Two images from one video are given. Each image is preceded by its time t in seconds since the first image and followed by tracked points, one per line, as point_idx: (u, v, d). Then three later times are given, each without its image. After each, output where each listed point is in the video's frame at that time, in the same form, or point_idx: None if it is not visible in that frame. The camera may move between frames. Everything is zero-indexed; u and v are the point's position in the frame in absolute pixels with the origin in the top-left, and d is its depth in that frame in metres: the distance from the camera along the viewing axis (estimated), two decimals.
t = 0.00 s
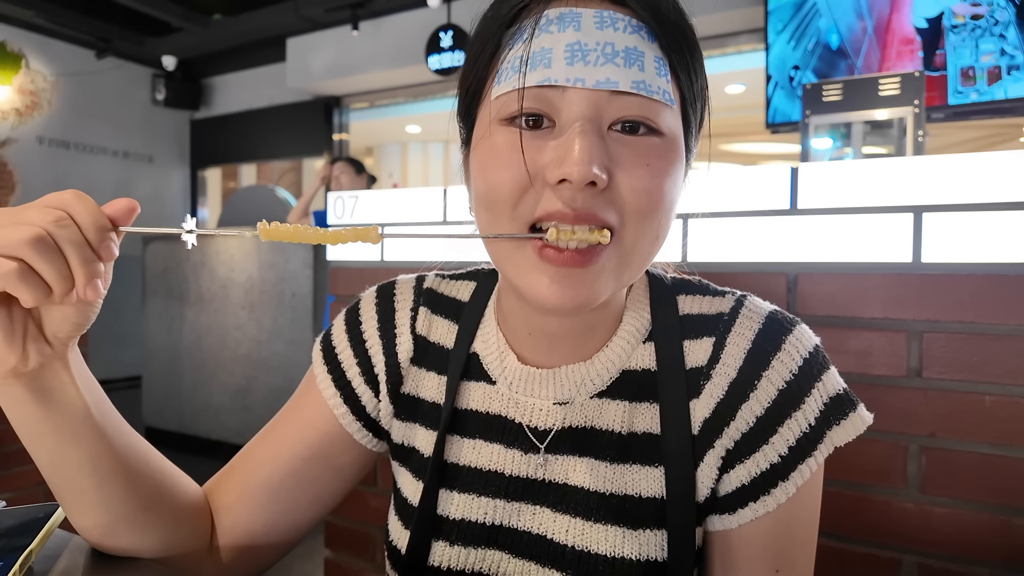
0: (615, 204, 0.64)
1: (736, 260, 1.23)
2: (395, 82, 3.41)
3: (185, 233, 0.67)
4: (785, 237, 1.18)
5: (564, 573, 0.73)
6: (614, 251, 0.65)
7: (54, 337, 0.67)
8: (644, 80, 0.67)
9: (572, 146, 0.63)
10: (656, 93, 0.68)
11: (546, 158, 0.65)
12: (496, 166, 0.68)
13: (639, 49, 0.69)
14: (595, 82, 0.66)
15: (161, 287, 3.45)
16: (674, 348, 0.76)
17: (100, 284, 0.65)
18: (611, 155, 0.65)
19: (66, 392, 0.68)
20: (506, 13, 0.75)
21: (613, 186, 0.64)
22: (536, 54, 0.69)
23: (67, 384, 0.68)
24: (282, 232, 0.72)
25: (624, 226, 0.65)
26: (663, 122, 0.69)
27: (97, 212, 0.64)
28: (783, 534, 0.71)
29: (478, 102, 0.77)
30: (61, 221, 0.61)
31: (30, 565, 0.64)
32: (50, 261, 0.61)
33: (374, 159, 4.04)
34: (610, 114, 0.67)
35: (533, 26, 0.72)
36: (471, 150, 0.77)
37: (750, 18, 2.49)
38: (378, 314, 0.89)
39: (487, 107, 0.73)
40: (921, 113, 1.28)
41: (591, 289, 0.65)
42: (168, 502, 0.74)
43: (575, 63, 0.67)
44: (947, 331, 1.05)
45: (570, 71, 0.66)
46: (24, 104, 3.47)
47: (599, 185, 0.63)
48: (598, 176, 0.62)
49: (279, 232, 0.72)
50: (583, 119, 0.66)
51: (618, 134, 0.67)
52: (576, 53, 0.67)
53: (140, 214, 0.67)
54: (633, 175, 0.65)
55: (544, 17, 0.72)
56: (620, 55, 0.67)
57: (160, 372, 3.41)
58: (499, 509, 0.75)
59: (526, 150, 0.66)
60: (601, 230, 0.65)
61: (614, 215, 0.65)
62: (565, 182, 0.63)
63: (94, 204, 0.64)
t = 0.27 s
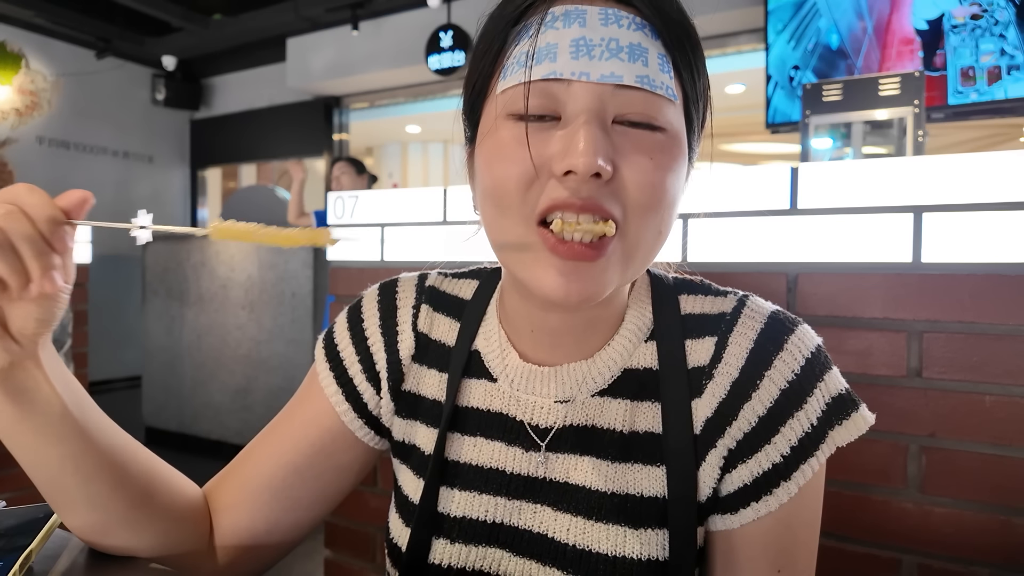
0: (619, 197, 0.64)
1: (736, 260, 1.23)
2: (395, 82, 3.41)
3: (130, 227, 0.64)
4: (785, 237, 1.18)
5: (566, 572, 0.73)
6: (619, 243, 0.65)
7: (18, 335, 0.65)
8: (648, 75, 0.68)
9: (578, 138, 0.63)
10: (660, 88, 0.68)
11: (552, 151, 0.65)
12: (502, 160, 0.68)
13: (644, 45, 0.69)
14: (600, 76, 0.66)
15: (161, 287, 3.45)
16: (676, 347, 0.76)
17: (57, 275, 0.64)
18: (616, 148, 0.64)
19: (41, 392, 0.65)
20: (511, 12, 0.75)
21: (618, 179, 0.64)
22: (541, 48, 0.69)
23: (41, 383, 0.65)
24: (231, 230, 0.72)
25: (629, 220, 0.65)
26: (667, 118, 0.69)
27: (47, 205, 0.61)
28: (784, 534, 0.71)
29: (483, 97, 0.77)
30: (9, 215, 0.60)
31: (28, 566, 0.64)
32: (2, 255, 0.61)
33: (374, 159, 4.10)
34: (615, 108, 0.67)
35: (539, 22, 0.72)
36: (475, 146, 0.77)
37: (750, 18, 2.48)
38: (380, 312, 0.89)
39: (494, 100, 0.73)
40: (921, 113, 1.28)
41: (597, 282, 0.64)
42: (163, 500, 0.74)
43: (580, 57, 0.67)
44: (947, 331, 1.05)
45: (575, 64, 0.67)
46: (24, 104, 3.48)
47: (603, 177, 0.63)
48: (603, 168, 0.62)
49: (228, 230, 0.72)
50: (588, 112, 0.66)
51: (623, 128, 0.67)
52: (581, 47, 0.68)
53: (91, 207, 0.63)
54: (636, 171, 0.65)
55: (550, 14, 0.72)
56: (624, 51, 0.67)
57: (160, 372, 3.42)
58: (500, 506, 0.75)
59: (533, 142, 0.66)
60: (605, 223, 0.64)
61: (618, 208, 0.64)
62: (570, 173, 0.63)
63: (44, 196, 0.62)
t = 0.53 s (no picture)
0: (622, 157, 0.63)
1: (736, 260, 1.23)
2: (395, 82, 3.40)
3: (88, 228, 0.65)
4: (784, 237, 1.18)
5: (568, 571, 0.73)
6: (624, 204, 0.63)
7: None
8: (639, 46, 0.69)
9: (576, 100, 0.64)
10: (650, 57, 0.69)
11: (552, 117, 0.65)
12: (505, 137, 0.67)
13: (633, 25, 0.71)
14: (594, 45, 0.67)
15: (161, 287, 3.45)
16: (679, 345, 0.76)
17: None
18: (613, 110, 0.65)
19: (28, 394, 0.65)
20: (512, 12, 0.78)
21: (619, 138, 0.63)
22: (536, 28, 0.70)
23: (25, 386, 0.65)
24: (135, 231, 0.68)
25: (634, 179, 0.63)
26: (659, 89, 0.70)
27: None
28: (788, 535, 0.71)
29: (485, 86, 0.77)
30: None
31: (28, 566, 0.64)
32: None
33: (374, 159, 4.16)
34: (611, 77, 0.68)
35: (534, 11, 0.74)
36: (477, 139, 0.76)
37: (751, 18, 2.48)
38: (382, 310, 0.89)
39: (494, 85, 0.74)
40: (920, 113, 1.28)
41: (606, 245, 0.62)
42: (161, 500, 0.74)
43: (574, 31, 0.68)
44: (947, 331, 1.05)
45: (570, 37, 0.68)
46: (23, 104, 3.48)
47: (603, 134, 0.62)
48: (601, 124, 0.62)
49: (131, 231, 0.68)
50: (585, 79, 0.66)
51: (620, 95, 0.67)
52: (574, 24, 0.69)
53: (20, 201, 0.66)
54: (637, 130, 0.64)
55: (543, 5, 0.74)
56: (615, 26, 0.69)
57: (160, 372, 3.42)
58: (502, 505, 0.75)
59: (534, 111, 0.66)
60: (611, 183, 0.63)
61: (623, 168, 0.63)
62: (573, 132, 0.62)
63: None
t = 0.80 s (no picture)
0: (613, 133, 0.63)
1: (736, 260, 1.23)
2: (395, 82, 3.40)
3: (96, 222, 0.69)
4: (784, 237, 1.17)
5: (566, 568, 0.73)
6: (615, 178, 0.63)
7: None
8: (625, 36, 0.71)
9: (566, 79, 0.65)
10: (636, 46, 0.71)
11: (544, 97, 0.66)
12: (499, 120, 0.68)
13: (619, 21, 0.73)
14: (583, 36, 0.69)
15: (161, 288, 3.45)
16: (677, 342, 0.76)
17: None
18: (604, 92, 0.65)
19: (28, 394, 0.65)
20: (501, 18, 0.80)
21: (609, 115, 0.64)
22: (528, 27, 0.72)
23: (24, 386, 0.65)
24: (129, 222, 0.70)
25: (625, 155, 0.63)
26: (648, 79, 0.71)
27: None
28: (786, 533, 0.71)
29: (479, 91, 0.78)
30: None
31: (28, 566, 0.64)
32: None
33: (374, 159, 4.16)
34: (601, 66, 0.69)
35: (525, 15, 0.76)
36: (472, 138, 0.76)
37: (751, 18, 2.48)
38: (380, 308, 0.89)
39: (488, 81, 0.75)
40: (921, 113, 1.28)
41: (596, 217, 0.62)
42: (161, 499, 0.74)
43: (564, 25, 0.70)
44: (947, 331, 1.05)
45: (561, 29, 0.69)
46: (23, 104, 3.48)
47: (593, 110, 0.63)
48: (591, 98, 0.63)
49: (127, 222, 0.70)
50: (576, 64, 0.67)
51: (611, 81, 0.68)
52: (564, 20, 0.71)
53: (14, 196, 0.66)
54: (624, 111, 0.64)
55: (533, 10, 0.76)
56: (604, 20, 0.71)
57: (160, 372, 3.42)
58: (500, 501, 0.76)
59: (526, 96, 0.67)
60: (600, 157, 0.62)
61: (613, 144, 0.63)
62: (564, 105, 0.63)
63: None
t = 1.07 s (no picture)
0: (588, 148, 0.63)
1: (735, 260, 1.23)
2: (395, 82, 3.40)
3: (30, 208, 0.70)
4: (784, 237, 1.18)
5: (563, 565, 0.73)
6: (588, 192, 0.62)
7: None
8: (608, 44, 0.70)
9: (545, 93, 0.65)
10: (619, 55, 0.70)
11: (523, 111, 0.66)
12: (481, 133, 0.68)
13: (604, 26, 0.72)
14: (565, 46, 0.69)
15: (161, 288, 3.46)
16: (673, 341, 0.76)
17: None
18: (582, 105, 0.65)
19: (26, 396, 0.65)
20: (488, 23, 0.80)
21: (585, 129, 0.63)
22: (512, 36, 0.73)
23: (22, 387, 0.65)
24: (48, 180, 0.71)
25: (600, 170, 0.63)
26: (632, 88, 0.70)
27: None
28: (780, 531, 0.71)
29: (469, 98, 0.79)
30: None
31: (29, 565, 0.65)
32: None
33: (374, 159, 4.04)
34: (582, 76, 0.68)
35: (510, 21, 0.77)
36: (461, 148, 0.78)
37: (751, 18, 2.48)
38: (381, 307, 0.89)
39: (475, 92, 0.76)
40: (920, 113, 1.29)
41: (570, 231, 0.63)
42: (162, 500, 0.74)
43: (547, 35, 0.70)
44: (946, 332, 1.05)
45: (543, 40, 0.70)
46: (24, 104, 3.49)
47: (569, 125, 0.63)
48: (567, 114, 0.63)
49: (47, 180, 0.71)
50: (557, 76, 0.67)
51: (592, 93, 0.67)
52: (547, 29, 0.71)
53: None
54: (601, 123, 0.64)
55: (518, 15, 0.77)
56: (586, 28, 0.71)
57: (161, 372, 3.42)
58: (498, 498, 0.76)
59: (508, 109, 0.68)
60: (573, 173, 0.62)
61: (587, 159, 0.62)
62: (541, 121, 0.63)
63: None
